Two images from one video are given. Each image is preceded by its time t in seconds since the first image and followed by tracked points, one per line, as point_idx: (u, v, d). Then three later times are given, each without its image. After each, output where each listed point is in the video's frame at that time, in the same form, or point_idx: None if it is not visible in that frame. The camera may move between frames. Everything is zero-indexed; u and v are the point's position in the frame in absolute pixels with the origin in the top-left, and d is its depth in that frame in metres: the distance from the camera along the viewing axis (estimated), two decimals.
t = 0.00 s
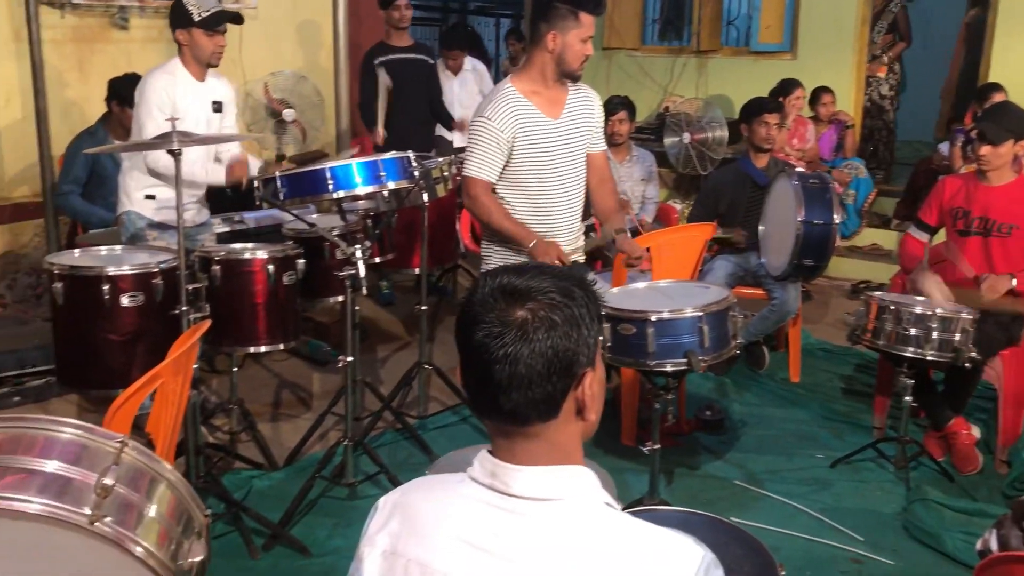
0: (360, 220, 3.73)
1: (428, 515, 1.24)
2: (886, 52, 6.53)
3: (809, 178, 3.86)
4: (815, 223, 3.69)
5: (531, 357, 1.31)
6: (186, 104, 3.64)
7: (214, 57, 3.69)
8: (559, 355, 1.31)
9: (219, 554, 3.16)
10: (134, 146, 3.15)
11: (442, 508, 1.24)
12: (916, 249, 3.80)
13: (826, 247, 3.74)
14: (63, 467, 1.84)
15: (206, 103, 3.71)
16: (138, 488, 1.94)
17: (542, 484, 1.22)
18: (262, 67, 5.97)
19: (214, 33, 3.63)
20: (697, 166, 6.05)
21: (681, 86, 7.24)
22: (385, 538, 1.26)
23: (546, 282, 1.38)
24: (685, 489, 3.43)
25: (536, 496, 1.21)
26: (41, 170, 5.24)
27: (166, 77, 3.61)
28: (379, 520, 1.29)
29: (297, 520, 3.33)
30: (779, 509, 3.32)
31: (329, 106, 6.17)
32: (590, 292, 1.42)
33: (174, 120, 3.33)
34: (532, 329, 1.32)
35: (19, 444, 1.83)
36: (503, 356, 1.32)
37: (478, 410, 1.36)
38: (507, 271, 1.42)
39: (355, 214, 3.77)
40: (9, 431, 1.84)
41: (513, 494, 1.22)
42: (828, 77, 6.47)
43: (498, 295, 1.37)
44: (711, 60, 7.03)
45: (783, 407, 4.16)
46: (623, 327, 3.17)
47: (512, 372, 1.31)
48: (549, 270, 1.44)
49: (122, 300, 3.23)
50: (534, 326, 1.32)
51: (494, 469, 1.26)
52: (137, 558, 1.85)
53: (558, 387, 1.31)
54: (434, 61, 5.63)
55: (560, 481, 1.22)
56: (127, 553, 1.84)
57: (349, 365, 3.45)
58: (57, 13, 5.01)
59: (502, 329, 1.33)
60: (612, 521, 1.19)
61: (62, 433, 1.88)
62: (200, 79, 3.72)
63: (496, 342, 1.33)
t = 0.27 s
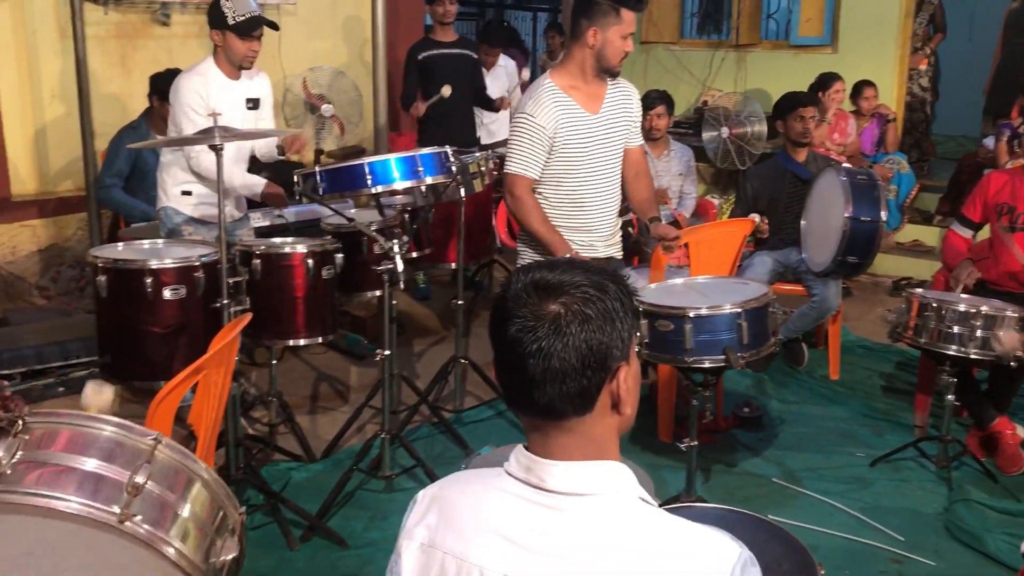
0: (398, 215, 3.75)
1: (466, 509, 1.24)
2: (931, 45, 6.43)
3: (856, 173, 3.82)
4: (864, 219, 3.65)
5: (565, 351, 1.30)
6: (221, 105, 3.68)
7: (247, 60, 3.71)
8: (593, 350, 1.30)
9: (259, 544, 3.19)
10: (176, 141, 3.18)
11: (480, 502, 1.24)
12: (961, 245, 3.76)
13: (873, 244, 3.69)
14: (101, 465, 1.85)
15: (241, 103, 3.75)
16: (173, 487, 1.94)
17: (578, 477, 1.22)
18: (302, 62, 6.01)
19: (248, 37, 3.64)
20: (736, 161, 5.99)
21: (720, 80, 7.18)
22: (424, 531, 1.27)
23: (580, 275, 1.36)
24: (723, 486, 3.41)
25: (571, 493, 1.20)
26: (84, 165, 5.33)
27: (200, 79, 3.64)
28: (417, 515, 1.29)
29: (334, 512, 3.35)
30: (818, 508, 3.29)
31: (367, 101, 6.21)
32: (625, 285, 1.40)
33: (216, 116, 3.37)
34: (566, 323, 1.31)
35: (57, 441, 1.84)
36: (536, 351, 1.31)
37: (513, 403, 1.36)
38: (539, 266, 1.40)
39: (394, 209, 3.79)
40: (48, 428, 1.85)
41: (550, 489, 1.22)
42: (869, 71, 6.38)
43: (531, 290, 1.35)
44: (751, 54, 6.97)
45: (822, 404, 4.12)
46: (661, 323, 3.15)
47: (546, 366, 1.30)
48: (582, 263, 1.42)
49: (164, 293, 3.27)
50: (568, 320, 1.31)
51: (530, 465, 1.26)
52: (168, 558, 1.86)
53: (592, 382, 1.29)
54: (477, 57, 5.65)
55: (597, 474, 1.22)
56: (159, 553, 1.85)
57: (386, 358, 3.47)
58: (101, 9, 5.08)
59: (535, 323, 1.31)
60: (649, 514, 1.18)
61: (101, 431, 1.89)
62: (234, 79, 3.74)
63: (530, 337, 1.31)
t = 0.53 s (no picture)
0: (430, 211, 3.77)
1: (486, 509, 1.27)
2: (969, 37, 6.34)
3: (880, 169, 3.76)
4: (886, 215, 3.61)
5: (589, 368, 1.28)
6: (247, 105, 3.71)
7: (272, 60, 3.72)
8: (617, 367, 1.28)
9: (293, 537, 3.22)
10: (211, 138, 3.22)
11: (500, 504, 1.26)
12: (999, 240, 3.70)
13: (900, 239, 3.65)
14: (152, 435, 1.87)
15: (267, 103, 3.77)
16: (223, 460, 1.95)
17: (600, 484, 1.21)
18: (334, 59, 6.05)
19: (272, 38, 3.66)
20: (769, 155, 5.94)
21: (753, 74, 7.13)
22: (444, 526, 1.31)
23: (600, 288, 1.33)
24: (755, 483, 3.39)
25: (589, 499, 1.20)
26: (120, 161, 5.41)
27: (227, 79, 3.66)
28: (439, 509, 1.33)
29: (367, 506, 3.38)
30: (851, 505, 3.26)
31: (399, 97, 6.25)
32: (644, 295, 1.37)
33: (249, 113, 3.40)
34: (589, 339, 1.28)
35: (110, 415, 1.86)
36: (559, 370, 1.28)
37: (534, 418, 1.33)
38: (557, 277, 1.37)
39: (426, 205, 3.81)
40: (100, 403, 1.87)
41: (569, 496, 1.22)
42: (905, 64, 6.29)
43: (552, 304, 1.32)
44: (785, 48, 6.92)
45: (856, 401, 4.08)
46: (693, 319, 3.14)
47: (569, 383, 1.27)
48: (601, 273, 1.39)
49: (200, 288, 3.31)
50: (591, 335, 1.28)
51: (549, 471, 1.26)
52: (222, 525, 1.87)
53: (617, 399, 1.28)
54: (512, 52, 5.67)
55: (619, 480, 1.21)
56: (213, 518, 1.87)
57: (418, 354, 3.48)
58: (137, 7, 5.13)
59: (558, 339, 1.29)
60: (671, 520, 1.17)
61: (150, 405, 1.90)
62: (262, 77, 3.76)
63: (553, 355, 1.29)
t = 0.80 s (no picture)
0: (457, 207, 3.78)
1: (488, 519, 1.26)
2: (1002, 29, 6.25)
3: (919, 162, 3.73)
4: (928, 210, 3.56)
5: (594, 403, 1.21)
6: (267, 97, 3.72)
7: (294, 54, 3.72)
8: (624, 397, 1.22)
9: (321, 530, 3.24)
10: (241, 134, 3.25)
11: (502, 514, 1.25)
12: None
13: (938, 234, 3.61)
14: (178, 438, 1.85)
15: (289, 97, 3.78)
16: (248, 460, 1.93)
17: (599, 506, 1.16)
18: (363, 55, 6.08)
19: (293, 30, 3.65)
20: (798, 150, 5.90)
21: (782, 69, 7.08)
22: (451, 529, 1.33)
23: (597, 313, 1.26)
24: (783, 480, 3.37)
25: (588, 520, 1.16)
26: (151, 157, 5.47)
27: (247, 72, 3.70)
28: (449, 510, 1.34)
29: (394, 500, 3.39)
30: (881, 503, 3.23)
31: (426, 93, 6.28)
32: (641, 314, 1.30)
33: (279, 109, 3.43)
34: (590, 372, 1.21)
35: (136, 414, 1.85)
36: (565, 406, 1.21)
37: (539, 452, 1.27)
38: (550, 304, 1.29)
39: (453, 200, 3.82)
40: (127, 403, 1.87)
41: (566, 517, 1.18)
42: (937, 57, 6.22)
43: (547, 340, 1.25)
44: (814, 42, 6.86)
45: (887, 398, 4.05)
46: (721, 316, 3.12)
47: (575, 421, 1.21)
48: (595, 293, 1.31)
49: (230, 283, 3.35)
50: (592, 368, 1.22)
51: (548, 489, 1.22)
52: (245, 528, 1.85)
53: (626, 428, 1.22)
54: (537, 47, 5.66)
55: (620, 502, 1.16)
56: (236, 521, 1.85)
57: (445, 349, 3.49)
58: (167, 5, 5.19)
59: (558, 375, 1.22)
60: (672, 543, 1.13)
61: (178, 406, 1.88)
62: (285, 72, 3.78)
63: (558, 391, 1.22)
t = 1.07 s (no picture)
0: (481, 204, 3.79)
1: (489, 528, 1.24)
2: None
3: (954, 161, 3.68)
4: (959, 208, 3.52)
5: (571, 418, 1.16)
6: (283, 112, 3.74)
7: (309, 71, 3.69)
8: (603, 411, 1.15)
9: (346, 526, 3.26)
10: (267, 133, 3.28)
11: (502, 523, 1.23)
12: None
13: (968, 232, 3.57)
14: (203, 438, 1.76)
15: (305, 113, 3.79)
16: (273, 460, 1.83)
17: (596, 518, 1.13)
18: (387, 52, 6.11)
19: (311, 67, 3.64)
20: (824, 147, 5.87)
21: (807, 65, 7.03)
22: (455, 541, 1.31)
23: (575, 323, 1.20)
24: (808, 479, 3.35)
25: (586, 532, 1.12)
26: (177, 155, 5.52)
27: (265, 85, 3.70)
28: (454, 521, 1.33)
29: (418, 496, 3.40)
30: (907, 503, 3.21)
31: (451, 90, 6.29)
32: (623, 318, 1.22)
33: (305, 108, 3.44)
34: (565, 388, 1.16)
35: (160, 414, 1.77)
36: (544, 421, 1.17)
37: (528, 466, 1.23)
38: (528, 315, 1.24)
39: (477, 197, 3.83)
40: (151, 402, 1.78)
41: (563, 530, 1.15)
42: (966, 53, 6.15)
43: (523, 355, 1.20)
44: (840, 38, 6.81)
45: (913, 398, 4.01)
46: (746, 314, 3.11)
47: (555, 437, 1.16)
48: (576, 302, 1.25)
49: (256, 279, 3.37)
50: (567, 383, 1.16)
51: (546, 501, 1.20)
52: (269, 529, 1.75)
53: (609, 443, 1.16)
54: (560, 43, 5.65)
55: (618, 513, 1.12)
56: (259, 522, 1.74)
57: (469, 345, 3.49)
58: (194, 3, 5.23)
59: (534, 391, 1.17)
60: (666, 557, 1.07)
61: (203, 405, 1.80)
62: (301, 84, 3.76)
63: (534, 408, 1.17)
